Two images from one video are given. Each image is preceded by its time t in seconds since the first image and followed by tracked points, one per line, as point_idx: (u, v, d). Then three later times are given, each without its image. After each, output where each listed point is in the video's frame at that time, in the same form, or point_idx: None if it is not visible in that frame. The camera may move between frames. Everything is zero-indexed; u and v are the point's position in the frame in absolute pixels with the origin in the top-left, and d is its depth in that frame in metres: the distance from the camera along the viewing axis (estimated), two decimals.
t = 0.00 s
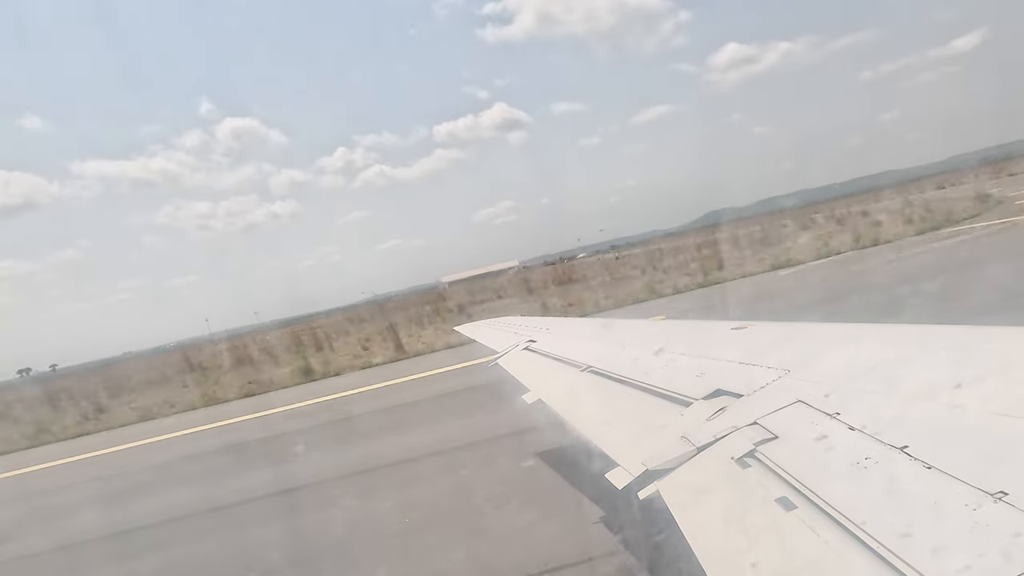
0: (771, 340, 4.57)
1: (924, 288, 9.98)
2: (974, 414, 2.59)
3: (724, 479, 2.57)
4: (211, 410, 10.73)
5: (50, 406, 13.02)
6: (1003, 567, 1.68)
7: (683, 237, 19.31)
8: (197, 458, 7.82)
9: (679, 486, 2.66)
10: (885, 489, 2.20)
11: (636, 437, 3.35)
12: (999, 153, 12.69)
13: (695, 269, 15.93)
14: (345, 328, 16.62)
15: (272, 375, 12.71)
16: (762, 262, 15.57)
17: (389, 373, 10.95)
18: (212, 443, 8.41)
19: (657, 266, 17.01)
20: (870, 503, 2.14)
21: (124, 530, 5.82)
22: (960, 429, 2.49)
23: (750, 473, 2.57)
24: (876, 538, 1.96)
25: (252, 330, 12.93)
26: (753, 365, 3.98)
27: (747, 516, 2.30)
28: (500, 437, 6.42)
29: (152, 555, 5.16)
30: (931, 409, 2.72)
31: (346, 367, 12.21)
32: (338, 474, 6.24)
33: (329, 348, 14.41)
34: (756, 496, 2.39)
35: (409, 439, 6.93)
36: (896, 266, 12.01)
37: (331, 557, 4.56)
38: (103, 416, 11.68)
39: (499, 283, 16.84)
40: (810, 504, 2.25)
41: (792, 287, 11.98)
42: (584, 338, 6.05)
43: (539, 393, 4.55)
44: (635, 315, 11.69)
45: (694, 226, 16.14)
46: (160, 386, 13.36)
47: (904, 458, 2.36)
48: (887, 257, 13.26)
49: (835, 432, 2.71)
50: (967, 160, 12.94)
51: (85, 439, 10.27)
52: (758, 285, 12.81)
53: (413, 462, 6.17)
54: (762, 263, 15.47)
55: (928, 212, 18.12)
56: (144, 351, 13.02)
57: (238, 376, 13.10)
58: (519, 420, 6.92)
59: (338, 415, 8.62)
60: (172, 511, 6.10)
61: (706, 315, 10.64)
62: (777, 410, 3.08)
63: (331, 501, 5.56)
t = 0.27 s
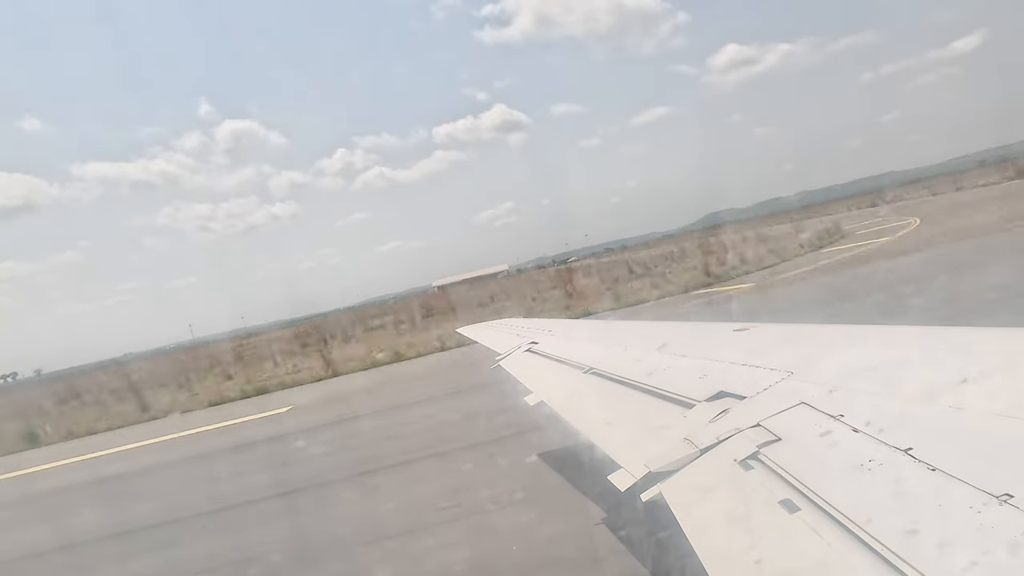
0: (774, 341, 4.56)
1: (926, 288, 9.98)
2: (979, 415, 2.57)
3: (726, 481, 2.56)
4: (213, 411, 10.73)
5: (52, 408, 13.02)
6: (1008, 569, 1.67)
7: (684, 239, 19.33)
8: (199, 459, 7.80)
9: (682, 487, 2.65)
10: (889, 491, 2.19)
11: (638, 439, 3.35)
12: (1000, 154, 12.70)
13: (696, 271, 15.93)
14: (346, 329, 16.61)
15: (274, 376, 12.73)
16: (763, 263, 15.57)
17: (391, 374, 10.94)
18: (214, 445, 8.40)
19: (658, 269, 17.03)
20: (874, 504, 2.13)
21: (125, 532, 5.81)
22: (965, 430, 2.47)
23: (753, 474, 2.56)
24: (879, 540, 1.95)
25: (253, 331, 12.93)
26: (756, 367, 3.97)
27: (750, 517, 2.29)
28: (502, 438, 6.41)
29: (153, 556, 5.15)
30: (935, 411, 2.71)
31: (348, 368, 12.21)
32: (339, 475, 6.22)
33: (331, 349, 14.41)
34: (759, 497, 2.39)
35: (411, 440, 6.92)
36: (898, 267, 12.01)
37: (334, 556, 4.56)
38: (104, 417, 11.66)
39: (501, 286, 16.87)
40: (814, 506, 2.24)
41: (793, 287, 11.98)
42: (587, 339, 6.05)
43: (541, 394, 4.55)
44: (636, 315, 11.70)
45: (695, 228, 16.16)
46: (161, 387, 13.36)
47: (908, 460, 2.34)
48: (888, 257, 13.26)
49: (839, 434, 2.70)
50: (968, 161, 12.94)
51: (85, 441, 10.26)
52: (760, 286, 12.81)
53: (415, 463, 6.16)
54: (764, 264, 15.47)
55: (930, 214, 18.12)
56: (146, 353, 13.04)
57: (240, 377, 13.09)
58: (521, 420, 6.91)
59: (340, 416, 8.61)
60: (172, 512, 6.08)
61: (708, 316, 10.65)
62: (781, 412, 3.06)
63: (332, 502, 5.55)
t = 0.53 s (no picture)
0: (778, 341, 4.54)
1: (931, 287, 9.94)
2: (984, 415, 2.55)
3: (728, 480, 2.55)
4: (216, 412, 10.74)
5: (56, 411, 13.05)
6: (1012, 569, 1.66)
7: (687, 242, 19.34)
8: (201, 460, 7.80)
9: (685, 487, 2.64)
10: (893, 490, 2.17)
11: (641, 439, 3.34)
12: (1004, 154, 12.65)
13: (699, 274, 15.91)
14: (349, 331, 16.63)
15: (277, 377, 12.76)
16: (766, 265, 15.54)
17: (394, 375, 10.94)
18: (215, 446, 8.39)
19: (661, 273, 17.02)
20: (878, 503, 2.11)
21: (126, 532, 5.79)
22: (969, 430, 2.45)
23: (755, 474, 2.55)
24: (882, 539, 1.93)
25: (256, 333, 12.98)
26: (760, 367, 3.95)
27: (752, 516, 2.28)
28: (505, 438, 6.39)
29: (153, 555, 5.13)
30: (940, 411, 2.69)
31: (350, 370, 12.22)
32: (341, 476, 6.21)
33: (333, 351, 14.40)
34: (761, 496, 2.38)
35: (413, 440, 6.90)
36: (902, 267, 11.96)
37: (331, 552, 4.54)
38: (107, 420, 11.66)
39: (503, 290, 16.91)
40: (817, 506, 2.23)
41: (797, 287, 11.94)
42: (590, 340, 6.04)
43: (543, 395, 4.55)
44: (639, 316, 11.67)
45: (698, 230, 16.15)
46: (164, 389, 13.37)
47: (912, 460, 2.32)
48: (892, 257, 13.20)
49: (842, 434, 2.69)
50: (972, 161, 12.89)
51: (88, 442, 10.27)
52: (763, 286, 12.77)
53: (417, 463, 6.14)
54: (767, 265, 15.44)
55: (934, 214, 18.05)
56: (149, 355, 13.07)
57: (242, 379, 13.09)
58: (523, 421, 6.89)
59: (342, 417, 8.60)
60: (173, 513, 6.06)
61: (711, 316, 10.62)
62: (784, 412, 3.05)
63: (333, 502, 5.53)
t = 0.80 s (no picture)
0: (781, 343, 4.53)
1: (933, 288, 9.90)
2: (990, 417, 2.53)
3: (731, 482, 2.54)
4: (217, 415, 10.74)
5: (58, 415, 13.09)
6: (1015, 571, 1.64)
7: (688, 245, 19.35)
8: (201, 462, 7.79)
9: (688, 489, 2.64)
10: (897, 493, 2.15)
11: (644, 441, 3.34)
12: (1007, 156, 12.61)
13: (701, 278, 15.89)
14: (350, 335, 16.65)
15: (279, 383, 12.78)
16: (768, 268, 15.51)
17: (396, 378, 10.93)
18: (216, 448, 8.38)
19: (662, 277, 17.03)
20: (882, 505, 2.10)
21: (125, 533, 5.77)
22: (974, 432, 2.43)
23: (758, 476, 2.54)
24: (886, 542, 1.92)
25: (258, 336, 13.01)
26: (763, 368, 3.94)
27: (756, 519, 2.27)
28: (506, 440, 6.37)
29: (151, 556, 5.12)
30: (944, 412, 2.67)
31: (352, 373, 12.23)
32: (341, 477, 6.19)
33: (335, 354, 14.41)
34: (765, 499, 2.37)
35: (414, 442, 6.89)
36: (904, 269, 11.92)
37: (328, 553, 4.51)
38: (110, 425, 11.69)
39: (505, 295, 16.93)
40: (820, 508, 2.22)
41: (799, 290, 11.92)
42: (592, 341, 6.03)
43: (545, 397, 4.55)
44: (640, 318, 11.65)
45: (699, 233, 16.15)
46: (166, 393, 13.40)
47: (915, 462, 2.31)
48: (894, 259, 13.16)
49: (846, 436, 2.67)
50: (975, 162, 12.85)
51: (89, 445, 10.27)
52: (765, 289, 12.74)
53: (417, 464, 6.11)
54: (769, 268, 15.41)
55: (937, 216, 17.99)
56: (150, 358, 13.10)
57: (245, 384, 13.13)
58: (525, 422, 6.87)
59: (344, 419, 8.59)
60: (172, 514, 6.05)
61: (713, 318, 10.59)
62: (787, 414, 3.04)
63: (333, 502, 5.51)
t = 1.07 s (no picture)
0: (784, 346, 4.50)
1: (935, 289, 9.85)
2: (995, 419, 2.50)
3: (733, 484, 2.52)
4: (216, 418, 10.73)
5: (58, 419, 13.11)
6: None
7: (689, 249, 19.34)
8: (199, 463, 7.77)
9: (690, 493, 2.62)
10: (900, 495, 2.13)
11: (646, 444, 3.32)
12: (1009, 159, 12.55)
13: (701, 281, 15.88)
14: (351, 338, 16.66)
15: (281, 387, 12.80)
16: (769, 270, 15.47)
17: (395, 380, 10.91)
18: (214, 449, 8.36)
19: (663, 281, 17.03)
20: (884, 508, 2.07)
21: (121, 535, 5.76)
22: (978, 434, 2.41)
23: (761, 480, 2.52)
24: (889, 546, 1.90)
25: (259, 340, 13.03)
26: (766, 371, 3.91)
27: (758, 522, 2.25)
28: (505, 440, 6.34)
29: (147, 558, 5.10)
30: (948, 415, 2.64)
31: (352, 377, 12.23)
32: (339, 478, 6.17)
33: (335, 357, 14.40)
34: (767, 502, 2.35)
35: (413, 442, 6.86)
36: (905, 270, 11.87)
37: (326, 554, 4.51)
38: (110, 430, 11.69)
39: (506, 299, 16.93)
40: (824, 512, 2.20)
41: (800, 292, 11.87)
42: (593, 344, 6.01)
43: (547, 399, 4.53)
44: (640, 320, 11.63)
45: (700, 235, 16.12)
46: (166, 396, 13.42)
47: (919, 464, 2.28)
48: (896, 261, 13.11)
49: (849, 439, 2.65)
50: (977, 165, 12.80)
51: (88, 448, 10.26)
52: (766, 291, 12.69)
53: (415, 464, 6.09)
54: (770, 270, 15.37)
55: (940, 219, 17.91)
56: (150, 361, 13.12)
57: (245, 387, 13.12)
58: (524, 423, 6.84)
59: (342, 420, 8.57)
60: (169, 516, 6.03)
61: (713, 320, 10.55)
62: (790, 417, 3.02)
63: (330, 503, 5.49)
